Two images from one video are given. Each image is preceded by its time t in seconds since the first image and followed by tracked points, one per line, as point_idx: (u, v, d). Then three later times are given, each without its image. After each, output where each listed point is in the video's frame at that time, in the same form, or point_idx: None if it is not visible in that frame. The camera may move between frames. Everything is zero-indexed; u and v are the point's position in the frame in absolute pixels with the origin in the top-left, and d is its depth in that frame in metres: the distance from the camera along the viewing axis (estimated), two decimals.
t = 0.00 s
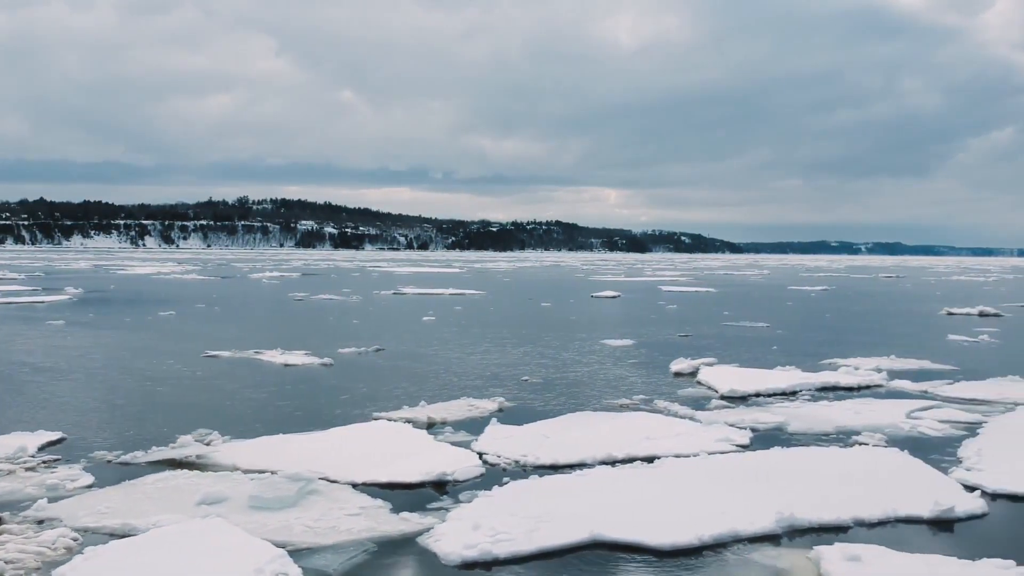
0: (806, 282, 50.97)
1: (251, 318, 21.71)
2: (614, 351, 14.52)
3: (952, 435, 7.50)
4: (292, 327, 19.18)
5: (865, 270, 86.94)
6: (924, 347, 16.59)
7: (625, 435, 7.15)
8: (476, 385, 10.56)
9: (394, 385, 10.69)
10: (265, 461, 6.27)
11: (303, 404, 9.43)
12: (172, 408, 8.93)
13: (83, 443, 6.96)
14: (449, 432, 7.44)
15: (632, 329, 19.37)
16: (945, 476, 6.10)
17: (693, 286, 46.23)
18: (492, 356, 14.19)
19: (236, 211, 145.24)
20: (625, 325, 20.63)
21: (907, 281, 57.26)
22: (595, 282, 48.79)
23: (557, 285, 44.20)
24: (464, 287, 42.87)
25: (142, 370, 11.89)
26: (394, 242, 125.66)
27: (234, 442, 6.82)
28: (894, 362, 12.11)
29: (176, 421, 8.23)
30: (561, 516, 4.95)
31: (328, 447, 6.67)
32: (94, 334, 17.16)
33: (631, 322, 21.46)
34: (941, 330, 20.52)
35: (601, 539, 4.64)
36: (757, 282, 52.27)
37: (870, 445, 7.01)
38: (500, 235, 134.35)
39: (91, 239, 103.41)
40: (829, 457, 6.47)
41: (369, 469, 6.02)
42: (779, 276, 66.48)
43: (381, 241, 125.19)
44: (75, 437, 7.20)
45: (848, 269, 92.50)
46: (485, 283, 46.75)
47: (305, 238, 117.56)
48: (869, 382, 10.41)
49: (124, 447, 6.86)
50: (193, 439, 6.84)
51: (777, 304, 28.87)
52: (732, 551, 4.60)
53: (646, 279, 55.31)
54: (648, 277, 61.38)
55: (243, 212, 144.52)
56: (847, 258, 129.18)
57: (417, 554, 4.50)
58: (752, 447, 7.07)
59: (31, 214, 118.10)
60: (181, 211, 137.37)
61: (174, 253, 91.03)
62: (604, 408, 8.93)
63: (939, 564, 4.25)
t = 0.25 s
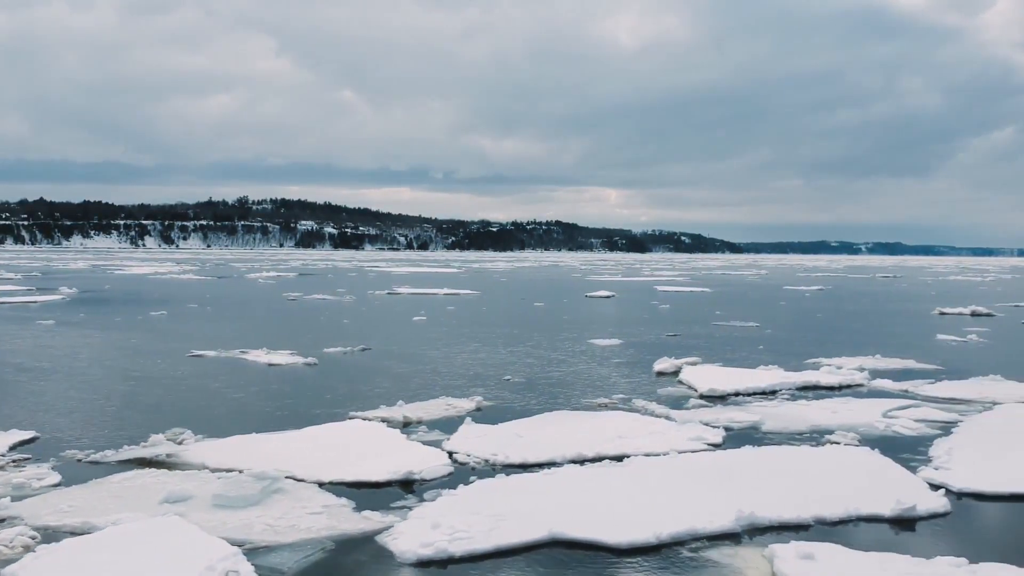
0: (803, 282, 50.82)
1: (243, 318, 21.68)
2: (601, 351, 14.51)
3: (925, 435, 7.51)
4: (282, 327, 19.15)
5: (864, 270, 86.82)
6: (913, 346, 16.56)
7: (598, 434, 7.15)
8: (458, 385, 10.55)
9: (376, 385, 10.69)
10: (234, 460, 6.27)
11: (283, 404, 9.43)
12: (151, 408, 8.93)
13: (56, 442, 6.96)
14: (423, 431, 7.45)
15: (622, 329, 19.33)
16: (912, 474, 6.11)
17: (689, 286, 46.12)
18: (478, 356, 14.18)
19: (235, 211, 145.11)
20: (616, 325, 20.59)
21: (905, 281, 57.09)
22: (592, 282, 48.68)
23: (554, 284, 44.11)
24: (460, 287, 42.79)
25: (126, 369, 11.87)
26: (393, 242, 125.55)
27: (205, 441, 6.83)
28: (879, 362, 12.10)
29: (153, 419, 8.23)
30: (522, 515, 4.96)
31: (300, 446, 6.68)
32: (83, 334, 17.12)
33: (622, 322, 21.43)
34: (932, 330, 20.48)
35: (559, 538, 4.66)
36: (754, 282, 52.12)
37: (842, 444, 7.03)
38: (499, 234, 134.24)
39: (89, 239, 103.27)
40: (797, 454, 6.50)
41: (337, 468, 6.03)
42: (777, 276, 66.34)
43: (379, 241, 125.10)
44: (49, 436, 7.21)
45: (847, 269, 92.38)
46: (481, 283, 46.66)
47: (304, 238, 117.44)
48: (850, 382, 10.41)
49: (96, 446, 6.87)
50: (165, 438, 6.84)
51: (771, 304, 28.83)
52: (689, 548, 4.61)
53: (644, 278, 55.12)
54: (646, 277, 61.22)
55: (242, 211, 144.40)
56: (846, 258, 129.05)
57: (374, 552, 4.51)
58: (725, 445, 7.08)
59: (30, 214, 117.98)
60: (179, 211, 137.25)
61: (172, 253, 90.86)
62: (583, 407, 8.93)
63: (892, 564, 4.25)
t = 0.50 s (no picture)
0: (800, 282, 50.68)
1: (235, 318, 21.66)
2: (590, 350, 14.51)
3: (902, 434, 7.51)
4: (273, 327, 19.12)
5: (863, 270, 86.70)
6: (903, 346, 16.53)
7: (575, 433, 7.16)
8: (442, 385, 10.55)
9: (361, 384, 10.68)
10: (208, 459, 6.28)
11: (266, 403, 9.43)
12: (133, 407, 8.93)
13: (33, 442, 6.97)
14: (400, 431, 7.45)
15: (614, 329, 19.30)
16: (883, 473, 6.12)
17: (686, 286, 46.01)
18: (467, 355, 14.17)
19: (234, 211, 144.99)
20: (608, 325, 20.57)
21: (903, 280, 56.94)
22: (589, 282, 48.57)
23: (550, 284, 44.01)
24: (457, 287, 42.71)
25: (111, 369, 11.86)
26: (392, 241, 125.44)
27: (181, 440, 6.83)
28: (865, 361, 12.09)
29: (134, 419, 8.23)
30: (488, 513, 4.97)
31: (276, 445, 6.69)
32: (72, 334, 17.08)
33: (614, 322, 21.41)
34: (925, 329, 20.44)
35: (523, 536, 4.67)
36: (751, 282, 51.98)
37: (817, 443, 7.04)
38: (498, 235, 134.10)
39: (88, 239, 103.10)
40: (771, 451, 6.51)
41: (309, 467, 6.04)
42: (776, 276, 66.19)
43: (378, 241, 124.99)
44: (27, 435, 7.21)
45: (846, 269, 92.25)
46: (478, 283, 46.55)
47: (303, 238, 117.31)
48: (834, 381, 10.40)
49: (72, 446, 6.87)
50: (141, 437, 6.85)
51: (765, 303, 28.78)
52: (652, 546, 4.63)
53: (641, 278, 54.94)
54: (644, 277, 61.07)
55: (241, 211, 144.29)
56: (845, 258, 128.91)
57: (337, 551, 4.52)
58: (701, 444, 7.08)
59: (28, 214, 117.85)
60: (178, 211, 137.17)
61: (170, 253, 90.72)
62: (564, 406, 8.93)
63: (852, 562, 4.27)
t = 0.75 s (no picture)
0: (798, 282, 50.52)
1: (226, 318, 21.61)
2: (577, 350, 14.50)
3: (875, 434, 7.53)
4: (262, 327, 19.10)
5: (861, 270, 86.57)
6: (892, 346, 16.51)
7: (547, 433, 7.17)
8: (423, 385, 10.55)
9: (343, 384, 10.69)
10: (177, 458, 6.29)
11: (245, 403, 9.44)
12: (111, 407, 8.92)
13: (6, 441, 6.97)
14: (374, 430, 7.46)
15: (604, 329, 19.27)
16: (851, 472, 6.13)
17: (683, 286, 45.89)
18: (452, 355, 14.17)
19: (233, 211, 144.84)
20: (599, 325, 20.54)
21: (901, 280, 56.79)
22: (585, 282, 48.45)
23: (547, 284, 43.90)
24: (453, 287, 42.60)
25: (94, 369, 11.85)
26: (390, 241, 125.32)
27: (153, 439, 6.84)
28: (849, 361, 12.08)
29: (110, 419, 8.24)
30: (448, 512, 4.99)
31: (247, 444, 6.71)
32: (59, 334, 17.03)
33: (606, 322, 21.38)
34: (916, 329, 20.40)
35: (480, 535, 4.68)
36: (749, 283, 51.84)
37: (789, 442, 7.05)
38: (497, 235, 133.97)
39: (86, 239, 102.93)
40: (741, 450, 6.52)
41: (276, 467, 6.04)
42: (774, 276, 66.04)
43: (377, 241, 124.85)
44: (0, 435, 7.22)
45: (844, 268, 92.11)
46: (474, 283, 46.43)
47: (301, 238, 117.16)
48: (815, 381, 10.41)
49: (44, 445, 6.87)
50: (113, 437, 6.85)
51: (759, 303, 28.73)
52: (608, 545, 4.64)
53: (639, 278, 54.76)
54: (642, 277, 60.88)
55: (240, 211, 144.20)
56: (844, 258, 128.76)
57: (294, 549, 4.53)
58: (673, 443, 7.09)
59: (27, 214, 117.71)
60: (177, 211, 137.04)
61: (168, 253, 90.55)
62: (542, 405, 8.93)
63: (804, 561, 4.28)
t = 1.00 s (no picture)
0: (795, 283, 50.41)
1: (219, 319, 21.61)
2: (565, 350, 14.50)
3: (852, 433, 7.55)
4: (253, 327, 19.09)
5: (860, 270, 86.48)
6: (882, 346, 16.49)
7: (523, 432, 7.19)
8: (407, 385, 10.56)
9: (327, 385, 10.70)
10: (151, 458, 6.30)
11: (228, 403, 9.45)
12: (93, 407, 8.94)
13: None
14: (351, 429, 7.48)
15: (595, 329, 19.26)
16: (822, 472, 6.15)
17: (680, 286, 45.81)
18: (440, 355, 14.17)
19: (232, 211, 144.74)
20: (591, 325, 20.53)
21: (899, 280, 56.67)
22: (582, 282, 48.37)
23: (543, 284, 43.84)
24: (449, 287, 42.54)
25: (80, 369, 11.85)
26: (389, 241, 125.21)
27: (129, 439, 6.85)
28: (834, 361, 12.08)
29: (90, 419, 8.25)
30: (414, 511, 5.00)
31: (222, 444, 6.73)
32: (49, 334, 17.03)
33: (598, 322, 21.38)
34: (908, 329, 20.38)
35: (443, 534, 4.70)
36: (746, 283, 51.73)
37: (764, 441, 7.07)
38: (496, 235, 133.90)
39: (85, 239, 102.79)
40: (714, 450, 6.54)
41: (248, 466, 6.06)
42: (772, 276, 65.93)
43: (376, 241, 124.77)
44: None
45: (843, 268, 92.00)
46: (471, 283, 46.36)
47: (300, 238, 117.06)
48: (798, 381, 10.43)
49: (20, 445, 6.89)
50: (90, 437, 6.87)
51: (753, 303, 28.70)
52: (570, 544, 4.66)
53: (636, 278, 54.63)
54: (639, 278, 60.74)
55: (239, 211, 144.09)
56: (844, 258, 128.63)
57: (256, 548, 4.56)
58: (648, 442, 7.11)
59: (25, 215, 117.63)
60: (176, 211, 136.96)
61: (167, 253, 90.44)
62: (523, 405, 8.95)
63: (762, 559, 4.31)
